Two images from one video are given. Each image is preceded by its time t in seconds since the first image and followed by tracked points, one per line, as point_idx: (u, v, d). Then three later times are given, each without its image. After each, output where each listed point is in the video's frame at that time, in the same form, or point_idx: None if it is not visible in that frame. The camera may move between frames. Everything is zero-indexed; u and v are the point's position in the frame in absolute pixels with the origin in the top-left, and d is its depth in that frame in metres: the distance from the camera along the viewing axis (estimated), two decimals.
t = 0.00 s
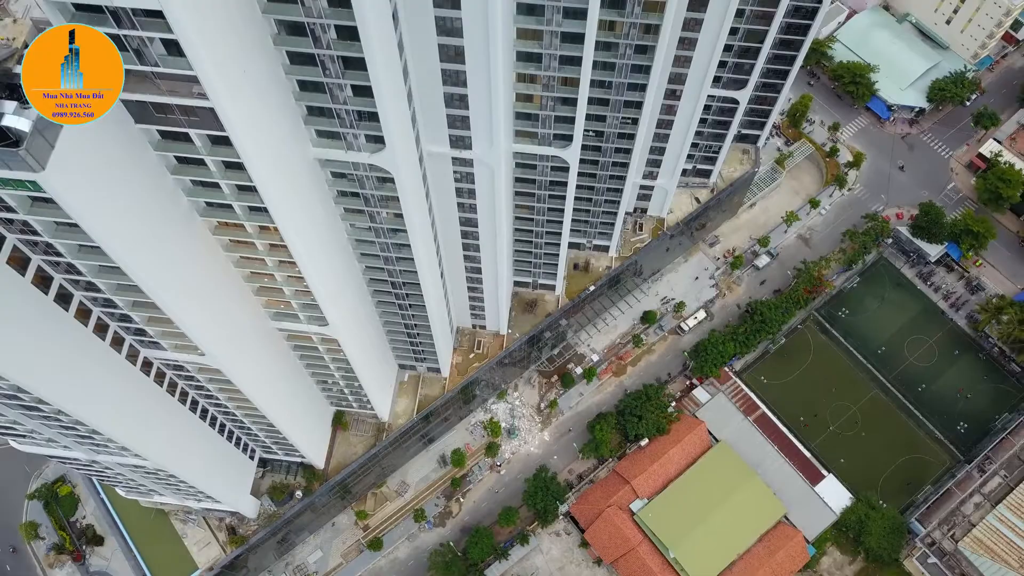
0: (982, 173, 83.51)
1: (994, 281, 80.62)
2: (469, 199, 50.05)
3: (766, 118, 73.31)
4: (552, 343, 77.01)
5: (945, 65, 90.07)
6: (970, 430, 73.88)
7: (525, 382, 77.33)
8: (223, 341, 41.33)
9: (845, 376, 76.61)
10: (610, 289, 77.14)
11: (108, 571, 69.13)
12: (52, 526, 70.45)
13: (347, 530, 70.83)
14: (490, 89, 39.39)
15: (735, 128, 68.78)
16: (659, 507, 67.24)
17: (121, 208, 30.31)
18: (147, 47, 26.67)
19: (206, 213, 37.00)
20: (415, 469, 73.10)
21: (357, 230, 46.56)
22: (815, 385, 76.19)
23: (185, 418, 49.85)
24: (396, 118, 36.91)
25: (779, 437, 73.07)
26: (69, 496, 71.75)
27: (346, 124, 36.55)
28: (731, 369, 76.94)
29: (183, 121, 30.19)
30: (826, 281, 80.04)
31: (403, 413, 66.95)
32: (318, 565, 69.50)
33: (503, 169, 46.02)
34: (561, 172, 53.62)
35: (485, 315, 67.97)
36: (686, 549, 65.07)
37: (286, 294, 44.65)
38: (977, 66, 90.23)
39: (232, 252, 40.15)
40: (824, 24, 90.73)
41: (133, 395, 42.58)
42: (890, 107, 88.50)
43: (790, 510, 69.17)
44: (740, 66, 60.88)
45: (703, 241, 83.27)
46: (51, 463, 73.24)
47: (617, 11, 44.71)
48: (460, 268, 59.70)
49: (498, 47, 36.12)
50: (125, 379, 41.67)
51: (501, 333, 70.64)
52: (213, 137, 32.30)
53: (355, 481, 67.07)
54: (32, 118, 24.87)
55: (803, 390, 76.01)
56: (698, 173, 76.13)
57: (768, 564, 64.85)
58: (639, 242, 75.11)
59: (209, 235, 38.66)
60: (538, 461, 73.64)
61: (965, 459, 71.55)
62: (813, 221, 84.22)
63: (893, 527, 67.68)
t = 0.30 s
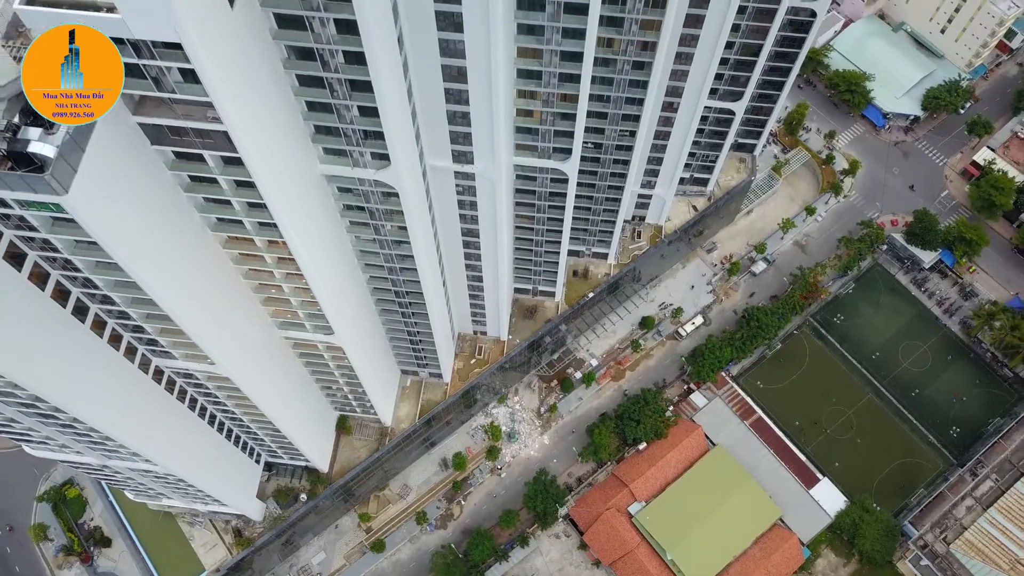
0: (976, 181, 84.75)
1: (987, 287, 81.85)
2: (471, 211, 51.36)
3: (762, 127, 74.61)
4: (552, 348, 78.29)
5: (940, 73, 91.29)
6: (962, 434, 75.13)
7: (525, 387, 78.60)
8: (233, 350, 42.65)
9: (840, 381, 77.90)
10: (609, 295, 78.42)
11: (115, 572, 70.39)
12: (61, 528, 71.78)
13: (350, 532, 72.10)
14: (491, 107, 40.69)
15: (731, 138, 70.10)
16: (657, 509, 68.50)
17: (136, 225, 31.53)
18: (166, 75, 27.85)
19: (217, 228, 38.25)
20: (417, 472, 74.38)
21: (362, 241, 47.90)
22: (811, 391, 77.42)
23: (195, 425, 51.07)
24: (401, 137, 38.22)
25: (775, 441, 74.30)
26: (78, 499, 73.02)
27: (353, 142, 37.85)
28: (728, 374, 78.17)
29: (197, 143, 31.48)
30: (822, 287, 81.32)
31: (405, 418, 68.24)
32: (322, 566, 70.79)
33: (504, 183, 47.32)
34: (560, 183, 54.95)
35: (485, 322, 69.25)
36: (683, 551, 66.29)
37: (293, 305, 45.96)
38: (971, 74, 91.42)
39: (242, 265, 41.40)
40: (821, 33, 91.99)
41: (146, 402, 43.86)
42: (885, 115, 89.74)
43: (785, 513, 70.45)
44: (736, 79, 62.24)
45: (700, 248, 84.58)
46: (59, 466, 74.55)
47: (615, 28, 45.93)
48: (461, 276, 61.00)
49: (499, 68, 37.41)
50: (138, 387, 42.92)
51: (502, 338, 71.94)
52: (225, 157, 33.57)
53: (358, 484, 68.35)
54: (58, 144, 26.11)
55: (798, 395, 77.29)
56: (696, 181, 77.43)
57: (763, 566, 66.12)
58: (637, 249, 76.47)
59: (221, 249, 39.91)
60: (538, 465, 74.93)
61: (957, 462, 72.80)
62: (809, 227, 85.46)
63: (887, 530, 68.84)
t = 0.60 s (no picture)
0: (969, 189, 86.09)
1: (980, 294, 83.20)
2: (473, 223, 52.76)
3: (758, 138, 76.00)
4: (552, 354, 79.71)
5: (935, 82, 92.62)
6: (955, 439, 76.48)
7: (526, 392, 79.99)
8: (242, 360, 44.05)
9: (834, 386, 79.27)
10: (608, 301, 79.83)
11: (123, 573, 71.84)
12: (70, 530, 73.16)
13: (354, 534, 73.51)
14: (493, 126, 42.09)
15: (728, 149, 71.51)
16: (655, 512, 69.87)
17: (152, 244, 32.85)
18: (184, 103, 29.15)
19: (229, 244, 39.58)
20: (419, 476, 75.79)
21: (367, 254, 49.31)
22: (806, 396, 78.80)
23: (206, 433, 52.34)
24: (406, 156, 39.66)
25: (771, 445, 75.63)
26: (86, 501, 74.45)
27: (360, 161, 39.24)
28: (725, 380, 79.51)
29: (212, 166, 32.93)
30: (817, 294, 82.67)
31: (408, 423, 69.69)
32: (326, 567, 72.22)
33: (505, 197, 48.75)
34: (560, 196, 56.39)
35: (486, 329, 70.65)
36: (680, 553, 67.70)
37: (301, 316, 47.38)
38: (965, 83, 92.74)
39: (252, 278, 42.80)
40: (817, 43, 93.37)
41: (160, 411, 45.18)
42: (881, 124, 91.07)
43: (781, 517, 71.84)
44: (731, 92, 63.65)
45: (698, 254, 85.97)
46: (68, 469, 75.96)
47: (613, 47, 47.27)
48: (463, 285, 62.43)
49: (500, 89, 38.82)
50: (152, 397, 44.18)
51: (502, 345, 73.35)
52: (238, 179, 34.92)
53: (362, 488, 69.77)
54: (81, 170, 27.52)
55: (794, 400, 78.68)
56: (693, 191, 78.82)
57: (759, 568, 67.55)
58: (636, 257, 77.90)
59: (232, 263, 41.31)
60: (538, 468, 76.34)
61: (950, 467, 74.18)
62: (805, 234, 86.84)
63: (880, 533, 70.18)
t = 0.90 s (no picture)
0: (962, 197, 87.36)
1: (973, 300, 84.48)
2: (473, 234, 54.04)
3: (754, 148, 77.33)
4: (551, 359, 80.95)
5: (929, 90, 93.88)
6: (947, 443, 77.84)
7: (525, 396, 81.22)
8: (248, 368, 45.27)
9: (829, 391, 80.53)
10: (607, 307, 81.08)
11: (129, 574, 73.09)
12: (77, 532, 74.40)
13: (356, 536, 74.72)
14: (493, 142, 43.40)
15: (724, 159, 72.81)
16: (652, 515, 71.13)
17: (164, 258, 33.99)
18: (197, 125, 30.43)
19: (237, 257, 40.84)
20: (420, 479, 77.05)
21: (371, 264, 50.57)
22: (801, 401, 80.08)
23: (213, 438, 53.57)
24: (409, 172, 40.97)
25: (766, 449, 76.96)
26: (92, 504, 75.69)
27: (365, 177, 40.51)
28: (721, 385, 80.74)
29: (223, 184, 34.18)
30: (813, 300, 83.93)
31: (410, 427, 70.93)
32: (328, 569, 73.44)
33: (506, 209, 50.11)
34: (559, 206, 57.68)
35: (486, 335, 71.91)
36: (677, 555, 68.95)
37: (306, 325, 48.66)
38: (959, 92, 94.01)
39: (259, 289, 44.06)
40: (813, 51, 94.59)
41: (171, 418, 46.40)
42: (876, 132, 92.30)
43: (776, 519, 73.06)
44: (727, 104, 64.92)
45: (695, 261, 87.24)
46: (75, 472, 77.17)
47: (611, 63, 48.63)
48: (464, 293, 63.69)
49: (501, 107, 40.09)
50: (163, 405, 45.35)
51: (502, 351, 74.60)
52: (248, 196, 36.13)
53: (364, 491, 71.03)
54: (99, 192, 28.75)
55: (789, 404, 79.96)
56: (690, 199, 80.16)
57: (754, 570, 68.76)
58: (633, 264, 79.18)
59: (240, 275, 42.52)
60: (537, 472, 77.59)
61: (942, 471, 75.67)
62: (800, 241, 88.09)
63: (873, 536, 71.47)
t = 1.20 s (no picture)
0: (956, 205, 88.78)
1: (966, 306, 85.87)
2: (475, 246, 55.52)
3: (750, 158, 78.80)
4: (551, 365, 82.42)
5: (924, 100, 95.29)
6: (940, 448, 79.21)
7: (526, 401, 82.68)
8: (257, 378, 46.76)
9: (825, 397, 81.92)
10: (606, 314, 82.56)
11: None
12: (86, 534, 75.92)
13: (360, 539, 76.10)
14: (495, 159, 44.89)
15: (720, 169, 74.29)
16: (650, 519, 72.51)
17: (178, 276, 35.42)
18: (213, 150, 31.78)
19: (248, 271, 42.29)
20: (423, 482, 78.49)
21: (376, 276, 52.06)
22: (797, 406, 81.49)
23: (223, 444, 54.99)
24: (413, 189, 42.42)
25: (762, 454, 78.44)
26: (101, 507, 77.29)
27: (371, 194, 41.98)
28: (718, 390, 82.27)
29: (236, 205, 35.69)
30: (809, 306, 85.36)
31: (413, 432, 72.55)
32: (332, 571, 74.85)
33: (507, 223, 51.59)
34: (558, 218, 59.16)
35: (488, 342, 73.36)
36: (674, 558, 70.33)
37: (313, 336, 50.13)
38: (953, 101, 95.43)
39: (268, 302, 45.49)
40: (810, 61, 95.95)
41: (183, 426, 47.91)
42: (871, 140, 93.71)
43: (771, 523, 74.50)
44: (723, 116, 66.39)
45: (693, 268, 88.66)
46: (84, 475, 78.71)
47: (609, 81, 50.18)
48: (466, 301, 65.18)
49: (502, 127, 41.55)
50: (175, 413, 46.79)
51: (503, 357, 76.07)
52: (259, 215, 37.55)
53: (368, 494, 72.52)
54: (121, 215, 30.45)
55: (785, 410, 81.33)
56: (687, 208, 81.68)
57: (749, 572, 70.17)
58: (632, 272, 80.67)
59: (250, 289, 44.00)
60: (537, 475, 79.02)
61: (935, 475, 77.01)
62: (797, 248, 89.48)
63: (867, 539, 72.76)
